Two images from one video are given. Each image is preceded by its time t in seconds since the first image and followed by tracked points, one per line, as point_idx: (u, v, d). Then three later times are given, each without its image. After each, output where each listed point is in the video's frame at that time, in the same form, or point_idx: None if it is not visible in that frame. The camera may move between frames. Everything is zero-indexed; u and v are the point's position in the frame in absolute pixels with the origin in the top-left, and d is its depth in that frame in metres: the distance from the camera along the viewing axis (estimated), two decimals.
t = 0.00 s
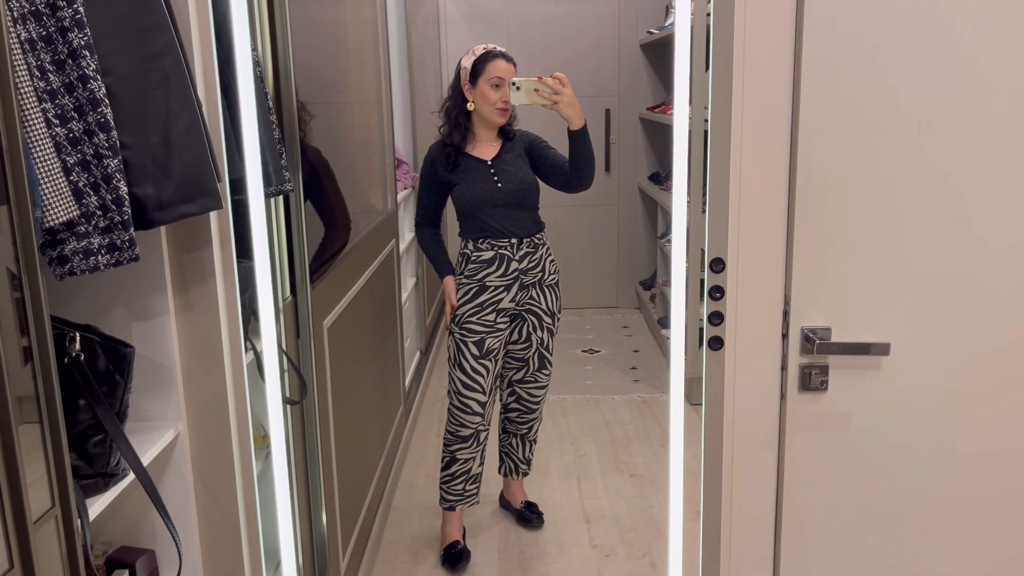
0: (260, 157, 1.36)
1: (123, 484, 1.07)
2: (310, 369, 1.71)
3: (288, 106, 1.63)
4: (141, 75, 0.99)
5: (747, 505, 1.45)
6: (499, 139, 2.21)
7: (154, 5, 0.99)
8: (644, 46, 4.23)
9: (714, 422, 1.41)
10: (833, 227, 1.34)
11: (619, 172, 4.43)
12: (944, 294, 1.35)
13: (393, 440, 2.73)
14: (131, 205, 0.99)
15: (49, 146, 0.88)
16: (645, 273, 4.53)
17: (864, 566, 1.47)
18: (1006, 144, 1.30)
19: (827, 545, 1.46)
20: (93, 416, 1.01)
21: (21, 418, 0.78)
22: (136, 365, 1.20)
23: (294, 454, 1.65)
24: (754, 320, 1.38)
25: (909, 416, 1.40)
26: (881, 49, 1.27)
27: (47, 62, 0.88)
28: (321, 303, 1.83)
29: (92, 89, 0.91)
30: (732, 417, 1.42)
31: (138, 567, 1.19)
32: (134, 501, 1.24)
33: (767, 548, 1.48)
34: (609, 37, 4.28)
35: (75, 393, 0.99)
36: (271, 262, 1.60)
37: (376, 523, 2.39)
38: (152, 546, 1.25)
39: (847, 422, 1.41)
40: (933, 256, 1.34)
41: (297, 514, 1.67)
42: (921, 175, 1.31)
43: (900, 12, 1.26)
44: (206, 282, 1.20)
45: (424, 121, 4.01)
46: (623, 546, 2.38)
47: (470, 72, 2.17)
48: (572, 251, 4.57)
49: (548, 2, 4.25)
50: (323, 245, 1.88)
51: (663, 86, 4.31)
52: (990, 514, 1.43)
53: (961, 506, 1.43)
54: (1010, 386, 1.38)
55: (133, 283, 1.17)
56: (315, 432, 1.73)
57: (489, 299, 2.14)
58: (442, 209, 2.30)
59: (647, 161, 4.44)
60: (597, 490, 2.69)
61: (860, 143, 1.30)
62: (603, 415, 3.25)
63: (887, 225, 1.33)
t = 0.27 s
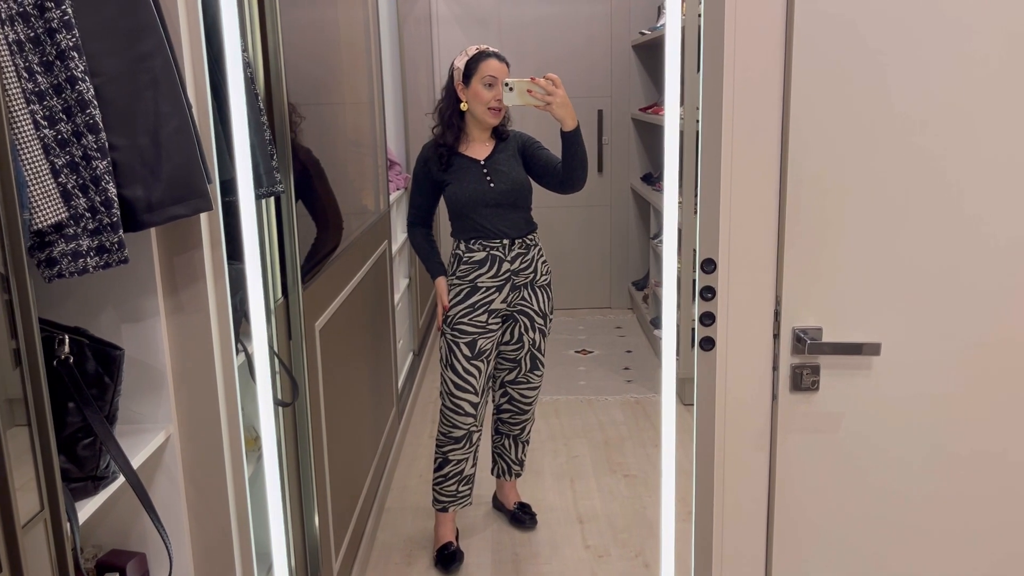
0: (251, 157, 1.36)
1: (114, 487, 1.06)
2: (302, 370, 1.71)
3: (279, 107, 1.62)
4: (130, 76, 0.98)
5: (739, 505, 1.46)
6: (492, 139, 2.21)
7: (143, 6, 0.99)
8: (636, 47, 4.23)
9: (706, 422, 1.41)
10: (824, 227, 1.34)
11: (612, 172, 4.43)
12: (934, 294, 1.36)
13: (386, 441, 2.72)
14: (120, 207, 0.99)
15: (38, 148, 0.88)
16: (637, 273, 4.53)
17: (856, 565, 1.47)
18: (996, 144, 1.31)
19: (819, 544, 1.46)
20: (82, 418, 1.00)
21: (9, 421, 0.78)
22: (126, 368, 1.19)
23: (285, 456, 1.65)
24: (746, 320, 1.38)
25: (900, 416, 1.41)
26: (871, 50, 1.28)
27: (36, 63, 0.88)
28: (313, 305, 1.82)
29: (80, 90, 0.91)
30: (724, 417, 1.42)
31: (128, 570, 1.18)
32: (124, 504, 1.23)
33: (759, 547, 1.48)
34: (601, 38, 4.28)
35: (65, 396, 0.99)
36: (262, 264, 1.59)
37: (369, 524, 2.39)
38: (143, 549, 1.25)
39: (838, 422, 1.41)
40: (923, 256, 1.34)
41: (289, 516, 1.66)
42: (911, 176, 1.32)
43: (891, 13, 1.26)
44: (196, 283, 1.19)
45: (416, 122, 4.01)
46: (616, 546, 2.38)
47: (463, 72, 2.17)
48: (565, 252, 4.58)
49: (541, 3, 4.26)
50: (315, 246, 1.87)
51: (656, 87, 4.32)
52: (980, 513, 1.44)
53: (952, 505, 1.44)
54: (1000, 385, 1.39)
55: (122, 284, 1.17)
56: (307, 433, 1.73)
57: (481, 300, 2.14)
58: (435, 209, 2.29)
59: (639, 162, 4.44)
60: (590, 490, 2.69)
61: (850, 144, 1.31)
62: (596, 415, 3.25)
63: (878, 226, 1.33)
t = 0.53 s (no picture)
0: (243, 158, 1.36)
1: (106, 488, 1.06)
2: (296, 371, 1.71)
3: (271, 107, 1.62)
4: (121, 78, 0.98)
5: (732, 504, 1.46)
6: (486, 138, 2.21)
7: (134, 9, 0.99)
8: (630, 47, 4.24)
9: (698, 421, 1.42)
10: (815, 227, 1.35)
11: (606, 172, 4.44)
12: (923, 293, 1.36)
13: (381, 441, 2.72)
14: (112, 209, 0.99)
15: (29, 150, 0.87)
16: (631, 273, 4.54)
17: (848, 562, 1.48)
18: (985, 144, 1.32)
19: (811, 542, 1.47)
20: (75, 420, 1.00)
21: None
22: (118, 369, 1.19)
23: (279, 456, 1.65)
24: (738, 320, 1.39)
25: (891, 414, 1.41)
26: (861, 51, 1.28)
27: (27, 65, 0.88)
28: (307, 306, 1.82)
29: (72, 92, 0.91)
30: (716, 416, 1.43)
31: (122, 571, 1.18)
32: (117, 505, 1.23)
33: (751, 546, 1.49)
34: (595, 38, 4.29)
35: (57, 397, 0.99)
36: (255, 265, 1.59)
37: (364, 524, 2.39)
38: (136, 550, 1.25)
39: (829, 420, 1.42)
40: (913, 256, 1.35)
41: (283, 516, 1.67)
42: (901, 176, 1.32)
43: (880, 14, 1.27)
44: (188, 285, 1.19)
45: (410, 122, 4.01)
46: (610, 546, 2.39)
47: (455, 72, 2.17)
48: (559, 251, 4.58)
49: (534, 3, 4.26)
50: (308, 247, 1.87)
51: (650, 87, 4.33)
52: (971, 511, 1.45)
53: (943, 503, 1.45)
54: (990, 384, 1.40)
55: (115, 286, 1.17)
56: (301, 434, 1.73)
57: (475, 300, 2.15)
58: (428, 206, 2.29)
59: (633, 162, 4.45)
60: (584, 490, 2.70)
61: (841, 145, 1.31)
62: (590, 415, 3.25)
63: (868, 225, 1.34)
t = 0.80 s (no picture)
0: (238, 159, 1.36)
1: (102, 489, 1.07)
2: (291, 372, 1.71)
3: (266, 109, 1.63)
4: (115, 81, 0.99)
5: (725, 502, 1.47)
6: (481, 139, 2.21)
7: (128, 11, 1.00)
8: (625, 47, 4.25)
9: (692, 420, 1.43)
10: (808, 226, 1.35)
11: (602, 172, 4.45)
12: (916, 292, 1.37)
13: (377, 441, 2.73)
14: (106, 211, 0.99)
15: (23, 153, 0.88)
16: (627, 272, 4.55)
17: (842, 560, 1.48)
18: (976, 144, 1.32)
19: (805, 540, 1.48)
20: (70, 421, 1.00)
21: None
22: (114, 371, 1.20)
23: (275, 457, 1.65)
24: (731, 319, 1.40)
25: (884, 413, 1.42)
26: (853, 52, 1.29)
27: (21, 68, 0.88)
28: (302, 306, 1.82)
29: (65, 95, 0.91)
30: (710, 415, 1.44)
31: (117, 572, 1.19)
32: (113, 507, 1.23)
33: (746, 544, 1.49)
34: (590, 37, 4.29)
35: (52, 399, 0.99)
36: (249, 266, 1.60)
37: (360, 525, 2.39)
38: (132, 551, 1.25)
39: (823, 419, 1.43)
40: (905, 255, 1.36)
41: (279, 517, 1.67)
42: (892, 175, 1.33)
43: (872, 14, 1.28)
44: (183, 287, 1.19)
45: (405, 123, 4.02)
46: (606, 545, 2.39)
47: (447, 73, 2.17)
48: (555, 251, 4.59)
49: (529, 3, 4.26)
50: (303, 248, 1.87)
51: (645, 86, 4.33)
52: (964, 508, 1.45)
53: (936, 501, 1.45)
54: (982, 382, 1.40)
55: (110, 288, 1.17)
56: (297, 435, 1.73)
57: (470, 300, 2.15)
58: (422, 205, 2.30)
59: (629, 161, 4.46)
60: (580, 489, 2.71)
61: (833, 145, 1.32)
62: (586, 414, 3.26)
63: (860, 225, 1.35)
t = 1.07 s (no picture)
0: (235, 158, 1.35)
1: (100, 489, 1.06)
2: (289, 371, 1.71)
3: (263, 108, 1.62)
4: (112, 79, 0.98)
5: (724, 501, 1.47)
6: (478, 138, 2.21)
7: (124, 9, 0.99)
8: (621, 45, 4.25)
9: (691, 418, 1.43)
10: (806, 224, 1.35)
11: (598, 170, 4.45)
12: (913, 290, 1.37)
13: (375, 440, 2.72)
14: (103, 210, 0.99)
15: (20, 152, 0.87)
16: (625, 270, 4.55)
17: (840, 557, 1.49)
18: (974, 142, 1.32)
19: (804, 538, 1.48)
20: (68, 421, 1.00)
21: None
22: (112, 371, 1.20)
23: (273, 457, 1.65)
24: (729, 317, 1.40)
25: (882, 411, 1.42)
26: (850, 49, 1.29)
27: (17, 67, 0.87)
28: (299, 306, 1.82)
29: (62, 94, 0.90)
30: (708, 413, 1.44)
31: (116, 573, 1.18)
32: (110, 507, 1.23)
33: (745, 542, 1.49)
34: (587, 35, 4.29)
35: (50, 399, 0.99)
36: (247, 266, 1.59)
37: (359, 524, 2.39)
38: (130, 552, 1.25)
39: (821, 416, 1.43)
40: (903, 253, 1.36)
41: (277, 516, 1.67)
42: (890, 173, 1.33)
43: (869, 11, 1.28)
44: (181, 286, 1.19)
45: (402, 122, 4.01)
46: (604, 543, 2.39)
47: (442, 73, 2.17)
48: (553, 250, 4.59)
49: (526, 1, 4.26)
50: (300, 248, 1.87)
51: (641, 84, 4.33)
52: (962, 505, 1.46)
53: (934, 498, 1.46)
54: (981, 379, 1.41)
55: (107, 287, 1.16)
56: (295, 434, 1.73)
57: (468, 299, 2.15)
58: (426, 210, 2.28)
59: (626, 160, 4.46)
60: (578, 487, 2.71)
61: (830, 143, 1.32)
62: (584, 412, 3.26)
63: (858, 223, 1.35)
